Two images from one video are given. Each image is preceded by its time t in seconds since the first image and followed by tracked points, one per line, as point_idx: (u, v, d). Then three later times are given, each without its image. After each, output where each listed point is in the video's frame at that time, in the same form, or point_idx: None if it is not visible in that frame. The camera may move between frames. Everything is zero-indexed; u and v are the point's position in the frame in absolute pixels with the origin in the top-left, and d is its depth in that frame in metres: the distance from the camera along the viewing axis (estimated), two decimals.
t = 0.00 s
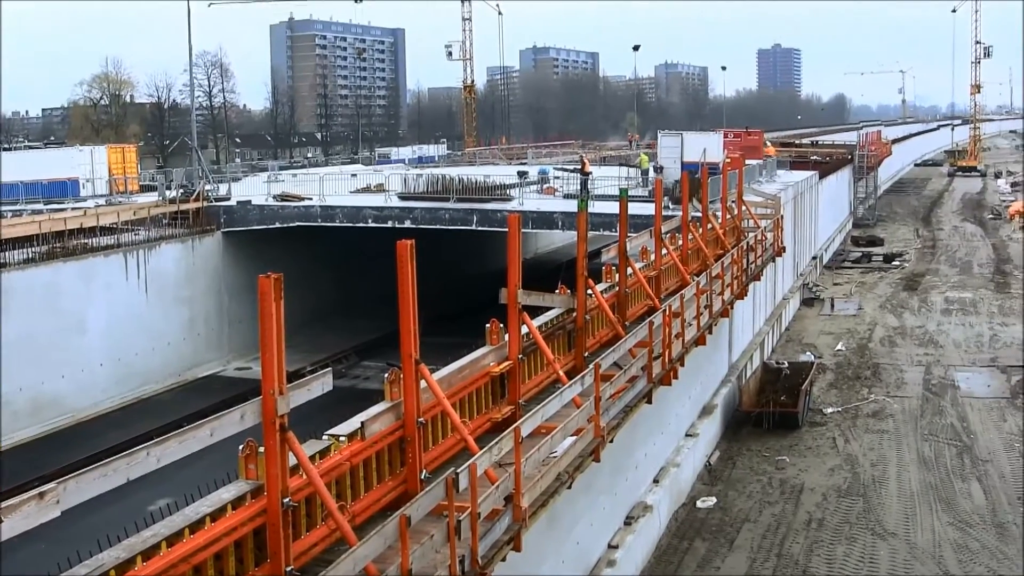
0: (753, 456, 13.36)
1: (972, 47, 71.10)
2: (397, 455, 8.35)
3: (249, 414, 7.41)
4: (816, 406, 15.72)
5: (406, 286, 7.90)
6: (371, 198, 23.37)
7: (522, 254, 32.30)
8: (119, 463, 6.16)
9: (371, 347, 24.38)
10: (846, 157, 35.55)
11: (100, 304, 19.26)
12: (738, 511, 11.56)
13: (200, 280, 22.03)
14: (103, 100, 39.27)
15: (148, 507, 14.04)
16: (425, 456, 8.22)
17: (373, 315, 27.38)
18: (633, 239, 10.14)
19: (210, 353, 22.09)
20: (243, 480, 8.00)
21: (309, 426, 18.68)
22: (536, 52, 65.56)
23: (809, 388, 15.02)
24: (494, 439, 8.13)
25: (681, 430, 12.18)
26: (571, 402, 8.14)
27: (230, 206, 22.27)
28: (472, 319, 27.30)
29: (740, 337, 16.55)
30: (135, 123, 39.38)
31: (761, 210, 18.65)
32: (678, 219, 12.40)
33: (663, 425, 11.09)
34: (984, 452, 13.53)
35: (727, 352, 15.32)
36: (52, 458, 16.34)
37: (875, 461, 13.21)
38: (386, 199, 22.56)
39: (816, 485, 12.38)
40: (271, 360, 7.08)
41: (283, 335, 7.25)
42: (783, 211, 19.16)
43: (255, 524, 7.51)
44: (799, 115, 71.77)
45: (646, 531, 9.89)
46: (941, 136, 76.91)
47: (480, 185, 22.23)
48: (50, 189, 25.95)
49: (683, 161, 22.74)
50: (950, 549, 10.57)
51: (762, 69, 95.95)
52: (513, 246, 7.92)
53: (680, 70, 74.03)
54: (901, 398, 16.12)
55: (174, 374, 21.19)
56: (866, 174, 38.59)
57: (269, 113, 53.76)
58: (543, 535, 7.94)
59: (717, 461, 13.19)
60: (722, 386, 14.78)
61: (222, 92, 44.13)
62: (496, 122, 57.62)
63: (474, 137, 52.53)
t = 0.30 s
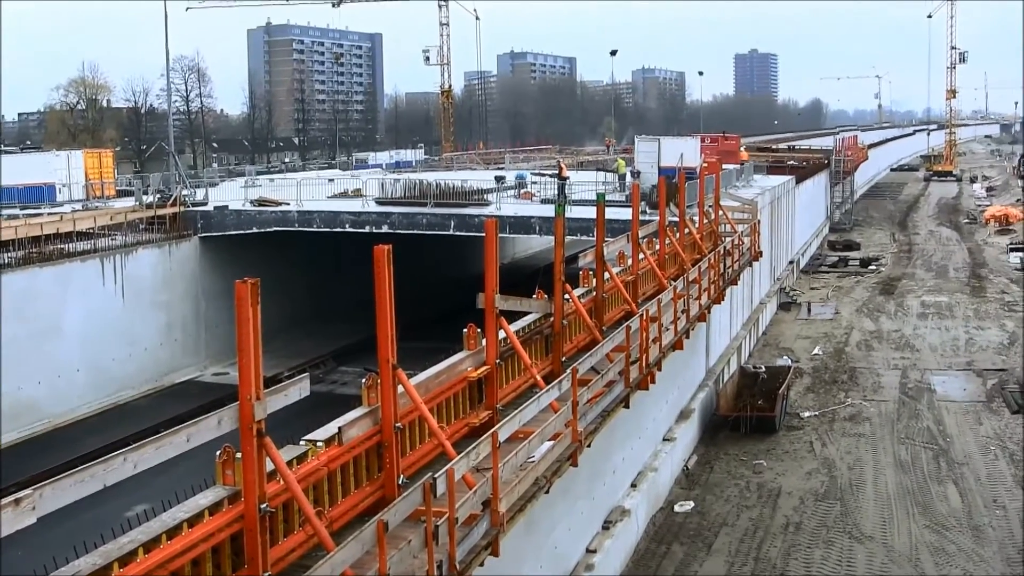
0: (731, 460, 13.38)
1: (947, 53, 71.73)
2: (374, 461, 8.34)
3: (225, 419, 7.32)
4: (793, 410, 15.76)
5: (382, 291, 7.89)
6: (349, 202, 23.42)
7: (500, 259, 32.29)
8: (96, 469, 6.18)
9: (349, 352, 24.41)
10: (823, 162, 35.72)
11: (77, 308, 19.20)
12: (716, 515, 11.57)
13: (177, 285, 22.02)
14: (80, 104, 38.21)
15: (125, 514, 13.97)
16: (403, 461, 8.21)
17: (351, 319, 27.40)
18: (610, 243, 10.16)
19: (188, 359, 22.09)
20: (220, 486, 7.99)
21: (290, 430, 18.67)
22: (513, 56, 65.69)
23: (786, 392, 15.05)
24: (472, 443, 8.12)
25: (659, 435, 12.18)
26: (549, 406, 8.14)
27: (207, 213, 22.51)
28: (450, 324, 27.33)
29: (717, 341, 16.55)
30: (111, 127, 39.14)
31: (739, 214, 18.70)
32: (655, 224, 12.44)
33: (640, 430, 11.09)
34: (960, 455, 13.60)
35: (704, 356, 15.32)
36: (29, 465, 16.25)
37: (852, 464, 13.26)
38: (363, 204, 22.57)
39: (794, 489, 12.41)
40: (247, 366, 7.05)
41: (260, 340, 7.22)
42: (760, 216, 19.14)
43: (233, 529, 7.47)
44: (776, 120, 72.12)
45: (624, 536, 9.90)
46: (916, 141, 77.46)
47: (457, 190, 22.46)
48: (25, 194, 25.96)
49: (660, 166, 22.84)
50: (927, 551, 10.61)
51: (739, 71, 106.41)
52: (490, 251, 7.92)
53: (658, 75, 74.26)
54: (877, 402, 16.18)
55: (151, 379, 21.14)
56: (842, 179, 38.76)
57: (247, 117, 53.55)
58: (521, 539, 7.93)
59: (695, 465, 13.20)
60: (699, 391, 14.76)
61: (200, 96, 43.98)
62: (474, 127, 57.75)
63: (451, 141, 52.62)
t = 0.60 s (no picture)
0: (709, 466, 13.40)
1: (924, 58, 72.18)
2: (353, 467, 8.33)
3: (204, 426, 7.25)
4: (771, 415, 15.78)
5: (360, 298, 7.90)
6: (326, 209, 23.53)
7: (478, 265, 32.27)
8: (73, 476, 6.20)
9: (326, 360, 24.46)
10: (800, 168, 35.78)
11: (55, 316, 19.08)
12: (694, 521, 11.59)
13: (154, 292, 21.99)
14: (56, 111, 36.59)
15: (101, 523, 13.86)
16: (382, 468, 8.22)
17: (327, 327, 27.42)
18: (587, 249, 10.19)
19: (166, 366, 22.06)
20: (198, 493, 7.98)
21: (270, 437, 18.63)
22: (491, 63, 65.80)
23: (764, 397, 15.06)
24: (450, 450, 8.14)
25: (637, 441, 12.16)
26: (526, 413, 8.16)
27: (184, 218, 22.47)
28: (429, 330, 27.34)
29: (695, 347, 16.54)
30: (87, 135, 38.46)
31: (716, 220, 18.74)
32: (633, 230, 12.47)
33: (619, 435, 11.09)
34: (937, 459, 13.65)
35: (681, 362, 15.30)
36: (9, 472, 16.13)
37: (830, 469, 13.29)
38: (341, 211, 22.65)
39: (772, 494, 12.43)
40: (226, 373, 7.02)
41: (238, 347, 7.22)
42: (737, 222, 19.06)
43: (212, 537, 7.44)
44: (754, 126, 72.37)
45: (602, 542, 9.89)
46: (893, 147, 77.89)
47: (435, 197, 22.36)
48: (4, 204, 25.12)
49: (637, 173, 22.87)
50: (905, 556, 10.63)
51: (727, 70, 111.35)
52: (468, 257, 7.93)
53: (636, 81, 74.31)
54: (855, 407, 16.21)
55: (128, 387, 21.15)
56: (819, 185, 38.84)
57: (224, 124, 53.19)
58: (500, 546, 7.93)
59: (673, 470, 13.21)
60: (677, 397, 14.71)
61: (177, 103, 43.74)
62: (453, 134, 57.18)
63: (428, 147, 52.59)
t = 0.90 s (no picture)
0: (693, 472, 13.41)
1: (906, 66, 72.58)
2: (336, 474, 8.33)
3: (187, 431, 7.28)
4: (754, 422, 15.80)
5: (343, 305, 7.88)
6: (309, 215, 23.64)
7: (463, 272, 32.26)
8: (56, 482, 6.18)
9: (308, 365, 24.51)
10: (784, 175, 35.85)
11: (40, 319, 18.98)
12: (677, 528, 11.61)
13: (137, 297, 22.00)
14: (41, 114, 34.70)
15: (82, 530, 13.80)
16: (365, 474, 8.21)
17: (310, 333, 27.39)
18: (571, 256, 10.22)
19: (149, 372, 22.04)
20: (181, 500, 7.94)
21: (255, 442, 18.61)
22: (475, 70, 65.93)
23: (747, 404, 15.09)
24: (434, 456, 8.14)
25: (621, 448, 12.17)
26: (510, 420, 8.16)
27: (168, 224, 22.44)
28: (414, 337, 27.35)
29: (679, 353, 16.55)
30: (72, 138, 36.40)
31: (700, 227, 18.80)
32: (617, 237, 12.50)
33: (602, 441, 11.09)
34: (920, 466, 13.69)
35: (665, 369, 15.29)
36: None
37: (813, 476, 13.31)
38: (324, 216, 22.68)
39: (755, 501, 12.44)
40: (209, 380, 7.02)
41: (221, 353, 7.20)
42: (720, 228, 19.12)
43: (195, 543, 7.42)
44: (737, 133, 72.65)
45: (586, 548, 9.89)
46: (876, 154, 78.29)
47: (419, 204, 22.79)
48: None
49: (621, 179, 22.80)
50: (887, 563, 10.66)
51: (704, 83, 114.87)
52: (451, 263, 7.93)
53: (619, 88, 74.35)
54: (838, 414, 16.25)
55: (111, 393, 21.09)
56: (803, 193, 38.89)
57: (207, 130, 52.90)
58: (483, 553, 7.90)
59: (657, 477, 13.21)
60: (660, 404, 14.71)
61: (161, 108, 43.59)
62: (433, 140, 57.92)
63: (411, 154, 52.62)
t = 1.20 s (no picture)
0: (673, 483, 13.43)
1: (885, 78, 73.06)
2: (316, 484, 8.31)
3: (166, 442, 7.21)
4: (734, 432, 15.84)
5: (324, 315, 7.89)
6: (291, 225, 23.77)
7: (443, 282, 32.26)
8: (36, 493, 6.14)
9: (288, 376, 24.49)
10: (764, 186, 35.97)
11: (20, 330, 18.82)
12: (657, 538, 11.63)
13: (118, 308, 21.96)
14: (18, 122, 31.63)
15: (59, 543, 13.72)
16: (344, 484, 8.22)
17: (290, 343, 27.29)
18: (551, 267, 10.27)
19: (129, 382, 22.00)
20: (161, 510, 7.88)
21: (235, 453, 18.57)
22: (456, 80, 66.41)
23: (727, 415, 15.13)
24: (414, 467, 8.14)
25: (601, 458, 12.18)
26: (490, 430, 8.18)
27: (148, 234, 22.65)
28: (396, 347, 27.35)
29: (660, 363, 16.54)
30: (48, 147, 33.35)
31: (680, 238, 18.86)
32: (597, 248, 12.59)
33: (583, 452, 11.10)
34: (899, 476, 13.77)
35: (646, 379, 15.28)
36: None
37: (792, 486, 13.35)
38: (304, 228, 22.92)
39: (735, 511, 12.47)
40: (189, 390, 7.01)
41: (202, 363, 7.20)
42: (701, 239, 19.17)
43: (175, 554, 7.39)
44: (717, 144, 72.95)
45: (566, 559, 9.89)
46: (856, 165, 78.69)
47: (400, 213, 23.03)
48: None
49: (602, 190, 22.84)
50: (867, 572, 10.71)
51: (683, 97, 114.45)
52: (431, 274, 7.94)
53: (600, 99, 74.49)
54: (817, 425, 16.29)
55: (91, 403, 20.94)
56: (783, 204, 39.03)
57: (188, 139, 52.70)
58: (464, 564, 7.89)
59: (637, 488, 13.22)
60: (641, 414, 14.73)
61: (142, 118, 43.54)
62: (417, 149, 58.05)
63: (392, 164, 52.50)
